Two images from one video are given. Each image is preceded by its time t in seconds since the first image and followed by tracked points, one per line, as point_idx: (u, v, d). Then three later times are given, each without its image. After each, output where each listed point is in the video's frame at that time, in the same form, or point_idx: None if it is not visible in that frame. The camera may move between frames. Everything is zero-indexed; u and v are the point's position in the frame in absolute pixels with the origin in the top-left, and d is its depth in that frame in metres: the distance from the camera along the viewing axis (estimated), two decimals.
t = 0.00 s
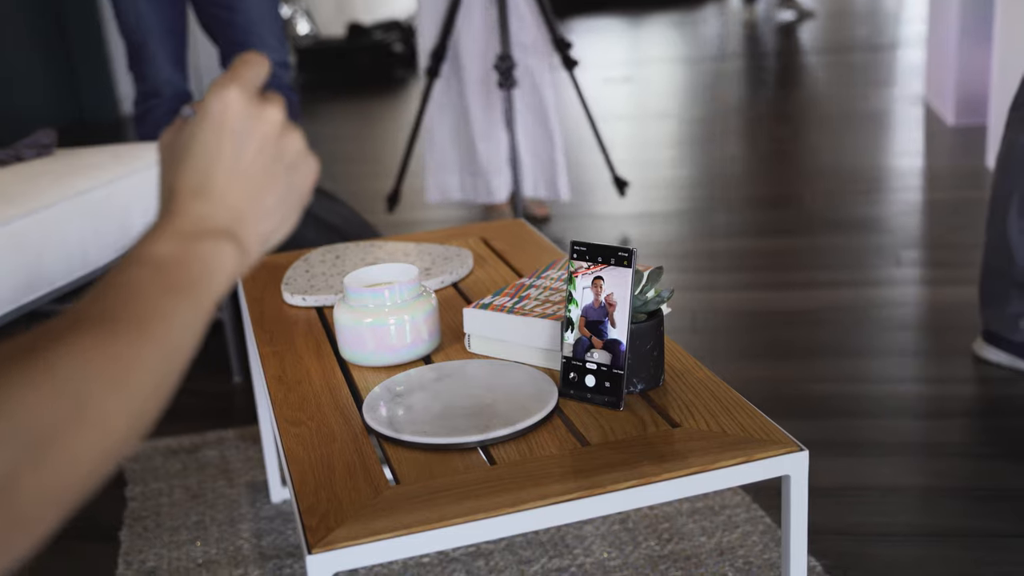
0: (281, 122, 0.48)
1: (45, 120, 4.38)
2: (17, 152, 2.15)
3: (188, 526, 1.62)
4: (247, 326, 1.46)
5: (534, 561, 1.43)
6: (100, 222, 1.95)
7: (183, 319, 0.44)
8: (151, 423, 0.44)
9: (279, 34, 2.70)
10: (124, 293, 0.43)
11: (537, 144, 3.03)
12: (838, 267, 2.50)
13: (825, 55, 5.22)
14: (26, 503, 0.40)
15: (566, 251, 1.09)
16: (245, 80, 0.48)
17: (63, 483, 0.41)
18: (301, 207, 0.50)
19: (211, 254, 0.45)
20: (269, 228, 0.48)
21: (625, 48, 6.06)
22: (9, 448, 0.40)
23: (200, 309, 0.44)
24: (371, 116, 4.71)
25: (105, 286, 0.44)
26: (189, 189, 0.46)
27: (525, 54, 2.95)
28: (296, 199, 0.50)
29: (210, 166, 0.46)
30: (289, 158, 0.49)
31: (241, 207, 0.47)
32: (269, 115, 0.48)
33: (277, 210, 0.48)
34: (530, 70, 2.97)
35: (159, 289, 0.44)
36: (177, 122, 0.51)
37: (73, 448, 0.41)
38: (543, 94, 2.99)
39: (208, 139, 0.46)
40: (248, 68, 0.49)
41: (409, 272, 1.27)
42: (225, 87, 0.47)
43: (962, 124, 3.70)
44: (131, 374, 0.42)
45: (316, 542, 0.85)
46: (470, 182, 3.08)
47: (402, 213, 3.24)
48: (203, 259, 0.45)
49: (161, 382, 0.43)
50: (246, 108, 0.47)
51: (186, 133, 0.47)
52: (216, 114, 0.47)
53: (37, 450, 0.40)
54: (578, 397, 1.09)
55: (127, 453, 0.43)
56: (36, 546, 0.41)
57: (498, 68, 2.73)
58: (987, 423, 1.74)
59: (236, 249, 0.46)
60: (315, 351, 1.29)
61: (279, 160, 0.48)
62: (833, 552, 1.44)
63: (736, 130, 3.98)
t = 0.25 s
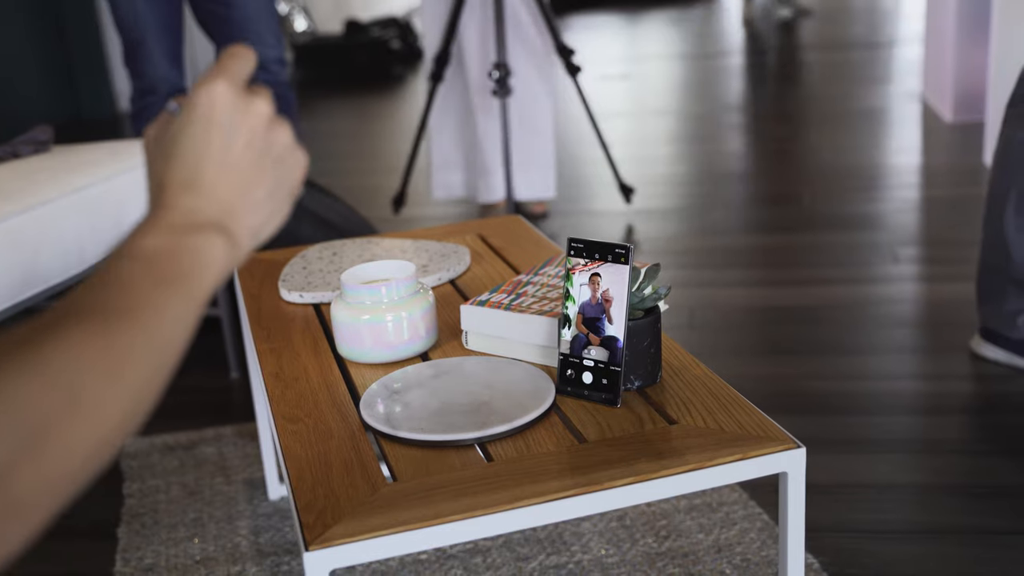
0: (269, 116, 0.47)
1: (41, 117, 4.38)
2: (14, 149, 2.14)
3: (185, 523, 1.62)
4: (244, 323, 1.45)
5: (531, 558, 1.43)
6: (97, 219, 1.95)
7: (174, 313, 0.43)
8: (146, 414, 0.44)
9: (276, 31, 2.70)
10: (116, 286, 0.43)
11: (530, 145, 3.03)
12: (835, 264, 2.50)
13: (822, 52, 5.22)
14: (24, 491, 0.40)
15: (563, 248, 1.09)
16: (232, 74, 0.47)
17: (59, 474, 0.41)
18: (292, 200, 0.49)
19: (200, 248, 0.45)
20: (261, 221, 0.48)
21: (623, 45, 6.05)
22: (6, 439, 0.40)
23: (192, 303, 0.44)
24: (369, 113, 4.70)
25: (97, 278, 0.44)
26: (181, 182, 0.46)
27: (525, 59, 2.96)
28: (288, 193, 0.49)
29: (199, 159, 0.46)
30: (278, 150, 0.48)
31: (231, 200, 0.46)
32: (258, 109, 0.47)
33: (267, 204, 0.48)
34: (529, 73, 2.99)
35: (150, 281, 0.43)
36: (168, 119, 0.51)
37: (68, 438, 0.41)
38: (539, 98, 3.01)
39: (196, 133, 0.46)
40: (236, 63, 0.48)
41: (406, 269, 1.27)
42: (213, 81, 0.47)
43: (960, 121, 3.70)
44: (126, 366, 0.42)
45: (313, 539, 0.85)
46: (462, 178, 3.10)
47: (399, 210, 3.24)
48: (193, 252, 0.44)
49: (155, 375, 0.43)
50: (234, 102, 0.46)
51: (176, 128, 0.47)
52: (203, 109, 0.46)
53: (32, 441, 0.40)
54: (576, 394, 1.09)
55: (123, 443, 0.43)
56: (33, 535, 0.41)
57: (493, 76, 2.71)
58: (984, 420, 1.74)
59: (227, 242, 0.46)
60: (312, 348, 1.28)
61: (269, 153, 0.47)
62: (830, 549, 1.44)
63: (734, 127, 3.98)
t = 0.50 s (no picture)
0: (265, 116, 0.45)
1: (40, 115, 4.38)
2: (13, 147, 2.14)
3: (184, 521, 1.62)
4: (242, 321, 1.45)
5: (530, 557, 1.43)
6: (96, 217, 1.95)
7: (173, 315, 0.42)
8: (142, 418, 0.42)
9: (275, 30, 2.70)
10: (113, 288, 0.41)
11: (531, 145, 3.03)
12: (834, 262, 2.49)
13: (821, 49, 5.22)
14: (20, 497, 0.37)
15: (562, 246, 1.08)
16: (227, 75, 0.46)
17: (57, 479, 0.38)
18: (287, 203, 0.48)
19: (200, 249, 0.43)
20: (257, 224, 0.46)
21: (622, 42, 6.05)
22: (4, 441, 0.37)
23: (191, 305, 0.42)
24: (368, 111, 4.70)
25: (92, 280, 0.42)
26: (179, 182, 0.44)
27: (526, 58, 2.96)
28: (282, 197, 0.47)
29: (197, 159, 0.44)
30: (275, 151, 0.46)
31: (228, 201, 0.45)
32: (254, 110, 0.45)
33: (264, 206, 0.46)
34: (530, 73, 2.98)
35: (149, 283, 0.41)
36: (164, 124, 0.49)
37: (68, 439, 0.38)
38: (541, 98, 3.00)
39: (192, 132, 0.44)
40: (229, 65, 0.46)
41: (405, 267, 1.27)
42: (207, 82, 0.45)
43: (959, 119, 3.69)
44: (126, 367, 0.40)
45: (312, 538, 0.85)
46: (468, 180, 3.07)
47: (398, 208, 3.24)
48: (193, 253, 0.43)
49: (153, 378, 0.41)
50: (231, 101, 0.45)
51: (170, 128, 0.45)
52: (200, 107, 0.44)
53: (32, 442, 0.38)
54: (574, 392, 1.09)
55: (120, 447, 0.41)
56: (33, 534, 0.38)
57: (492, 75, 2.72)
58: (983, 418, 1.74)
59: (225, 244, 0.44)
60: (311, 346, 1.28)
61: (266, 155, 0.46)
62: (829, 547, 1.44)
63: (733, 124, 3.98)
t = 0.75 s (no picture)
0: (257, 119, 0.45)
1: (42, 118, 4.39)
2: (15, 152, 2.14)
3: (186, 526, 1.62)
4: (244, 325, 1.45)
5: (532, 562, 1.43)
6: (98, 221, 1.95)
7: (171, 317, 0.43)
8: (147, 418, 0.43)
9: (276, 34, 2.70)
10: (112, 292, 0.43)
11: (531, 149, 3.03)
12: (836, 265, 2.49)
13: (822, 52, 5.22)
14: (26, 497, 0.39)
15: (563, 251, 1.08)
16: (220, 81, 0.46)
17: (61, 479, 0.40)
18: (286, 202, 0.48)
19: (197, 253, 0.44)
20: (256, 225, 0.46)
21: (623, 45, 6.05)
22: (7, 445, 0.39)
23: (189, 307, 0.43)
24: (369, 115, 4.70)
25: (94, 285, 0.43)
26: (175, 187, 0.45)
27: (525, 63, 2.96)
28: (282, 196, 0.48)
29: (191, 164, 0.45)
30: (269, 152, 0.46)
31: (225, 203, 0.45)
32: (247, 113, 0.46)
33: (262, 206, 0.46)
34: (529, 78, 2.98)
35: (147, 286, 0.43)
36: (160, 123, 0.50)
37: (70, 442, 0.40)
38: (541, 103, 3.00)
39: (186, 136, 0.45)
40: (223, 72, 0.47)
41: (406, 271, 1.27)
42: (201, 87, 0.46)
43: (960, 121, 3.69)
44: (125, 369, 0.41)
45: (314, 544, 0.85)
46: (468, 184, 3.06)
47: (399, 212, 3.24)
48: (191, 257, 0.44)
49: (154, 379, 0.42)
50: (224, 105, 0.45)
51: (167, 134, 0.46)
52: (193, 113, 0.45)
53: (36, 445, 0.39)
54: (576, 397, 1.09)
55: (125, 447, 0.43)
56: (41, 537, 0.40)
57: (490, 78, 2.71)
58: (984, 422, 1.74)
59: (224, 247, 0.45)
60: (312, 351, 1.28)
61: (262, 156, 0.46)
62: (831, 551, 1.44)
63: (734, 127, 3.98)
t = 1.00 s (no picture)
0: (244, 116, 0.46)
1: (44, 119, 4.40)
2: (16, 154, 2.15)
3: (188, 528, 1.62)
4: (245, 327, 1.45)
5: (534, 563, 1.43)
6: (100, 223, 1.95)
7: (170, 310, 0.42)
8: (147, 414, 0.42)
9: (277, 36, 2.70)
10: (108, 287, 0.42)
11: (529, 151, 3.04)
12: (837, 267, 2.49)
13: (823, 54, 5.22)
14: (29, 492, 0.38)
15: (564, 253, 1.08)
16: (205, 80, 0.47)
17: (65, 474, 0.38)
18: (276, 198, 0.48)
19: (193, 246, 0.44)
20: (249, 220, 0.47)
21: (624, 47, 6.06)
22: (9, 438, 0.38)
23: (188, 301, 0.43)
24: (370, 116, 4.71)
25: (88, 281, 0.43)
26: (168, 184, 0.45)
27: (524, 66, 2.97)
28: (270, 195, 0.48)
29: (183, 161, 0.45)
30: (258, 148, 0.47)
31: (217, 200, 0.45)
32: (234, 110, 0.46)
33: (252, 203, 0.47)
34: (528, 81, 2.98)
35: (145, 279, 0.42)
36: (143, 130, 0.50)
37: (74, 435, 0.39)
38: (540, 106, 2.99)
39: (176, 135, 0.45)
40: (205, 71, 0.48)
41: (407, 274, 1.27)
42: (188, 87, 0.46)
43: (962, 123, 3.69)
44: (127, 362, 0.41)
45: (316, 547, 0.85)
46: (468, 187, 3.06)
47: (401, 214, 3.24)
48: (188, 251, 0.44)
49: (154, 374, 0.42)
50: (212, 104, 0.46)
51: (155, 135, 0.46)
52: (181, 112, 0.45)
53: (40, 437, 0.38)
54: (577, 400, 1.09)
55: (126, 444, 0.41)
56: (39, 538, 0.39)
57: (487, 82, 2.71)
58: (985, 423, 1.74)
59: (219, 241, 0.45)
60: (313, 353, 1.29)
61: (252, 152, 0.46)
62: (833, 553, 1.44)
63: (735, 129, 3.98)
